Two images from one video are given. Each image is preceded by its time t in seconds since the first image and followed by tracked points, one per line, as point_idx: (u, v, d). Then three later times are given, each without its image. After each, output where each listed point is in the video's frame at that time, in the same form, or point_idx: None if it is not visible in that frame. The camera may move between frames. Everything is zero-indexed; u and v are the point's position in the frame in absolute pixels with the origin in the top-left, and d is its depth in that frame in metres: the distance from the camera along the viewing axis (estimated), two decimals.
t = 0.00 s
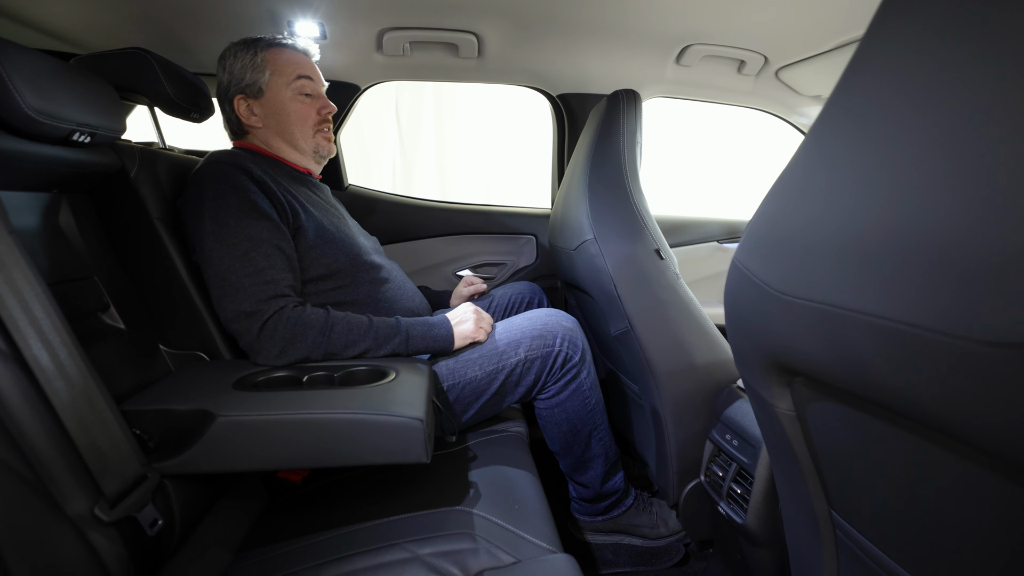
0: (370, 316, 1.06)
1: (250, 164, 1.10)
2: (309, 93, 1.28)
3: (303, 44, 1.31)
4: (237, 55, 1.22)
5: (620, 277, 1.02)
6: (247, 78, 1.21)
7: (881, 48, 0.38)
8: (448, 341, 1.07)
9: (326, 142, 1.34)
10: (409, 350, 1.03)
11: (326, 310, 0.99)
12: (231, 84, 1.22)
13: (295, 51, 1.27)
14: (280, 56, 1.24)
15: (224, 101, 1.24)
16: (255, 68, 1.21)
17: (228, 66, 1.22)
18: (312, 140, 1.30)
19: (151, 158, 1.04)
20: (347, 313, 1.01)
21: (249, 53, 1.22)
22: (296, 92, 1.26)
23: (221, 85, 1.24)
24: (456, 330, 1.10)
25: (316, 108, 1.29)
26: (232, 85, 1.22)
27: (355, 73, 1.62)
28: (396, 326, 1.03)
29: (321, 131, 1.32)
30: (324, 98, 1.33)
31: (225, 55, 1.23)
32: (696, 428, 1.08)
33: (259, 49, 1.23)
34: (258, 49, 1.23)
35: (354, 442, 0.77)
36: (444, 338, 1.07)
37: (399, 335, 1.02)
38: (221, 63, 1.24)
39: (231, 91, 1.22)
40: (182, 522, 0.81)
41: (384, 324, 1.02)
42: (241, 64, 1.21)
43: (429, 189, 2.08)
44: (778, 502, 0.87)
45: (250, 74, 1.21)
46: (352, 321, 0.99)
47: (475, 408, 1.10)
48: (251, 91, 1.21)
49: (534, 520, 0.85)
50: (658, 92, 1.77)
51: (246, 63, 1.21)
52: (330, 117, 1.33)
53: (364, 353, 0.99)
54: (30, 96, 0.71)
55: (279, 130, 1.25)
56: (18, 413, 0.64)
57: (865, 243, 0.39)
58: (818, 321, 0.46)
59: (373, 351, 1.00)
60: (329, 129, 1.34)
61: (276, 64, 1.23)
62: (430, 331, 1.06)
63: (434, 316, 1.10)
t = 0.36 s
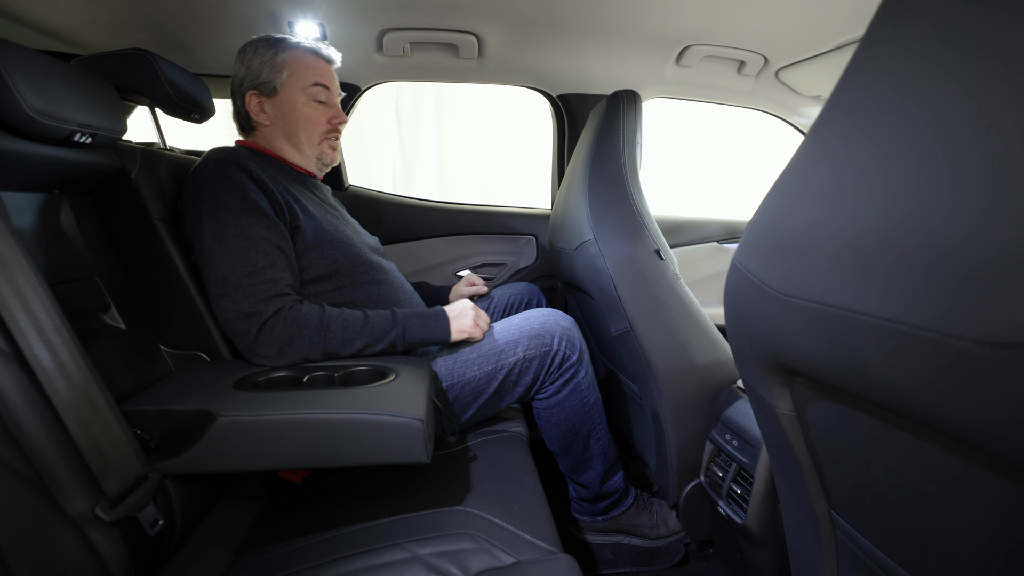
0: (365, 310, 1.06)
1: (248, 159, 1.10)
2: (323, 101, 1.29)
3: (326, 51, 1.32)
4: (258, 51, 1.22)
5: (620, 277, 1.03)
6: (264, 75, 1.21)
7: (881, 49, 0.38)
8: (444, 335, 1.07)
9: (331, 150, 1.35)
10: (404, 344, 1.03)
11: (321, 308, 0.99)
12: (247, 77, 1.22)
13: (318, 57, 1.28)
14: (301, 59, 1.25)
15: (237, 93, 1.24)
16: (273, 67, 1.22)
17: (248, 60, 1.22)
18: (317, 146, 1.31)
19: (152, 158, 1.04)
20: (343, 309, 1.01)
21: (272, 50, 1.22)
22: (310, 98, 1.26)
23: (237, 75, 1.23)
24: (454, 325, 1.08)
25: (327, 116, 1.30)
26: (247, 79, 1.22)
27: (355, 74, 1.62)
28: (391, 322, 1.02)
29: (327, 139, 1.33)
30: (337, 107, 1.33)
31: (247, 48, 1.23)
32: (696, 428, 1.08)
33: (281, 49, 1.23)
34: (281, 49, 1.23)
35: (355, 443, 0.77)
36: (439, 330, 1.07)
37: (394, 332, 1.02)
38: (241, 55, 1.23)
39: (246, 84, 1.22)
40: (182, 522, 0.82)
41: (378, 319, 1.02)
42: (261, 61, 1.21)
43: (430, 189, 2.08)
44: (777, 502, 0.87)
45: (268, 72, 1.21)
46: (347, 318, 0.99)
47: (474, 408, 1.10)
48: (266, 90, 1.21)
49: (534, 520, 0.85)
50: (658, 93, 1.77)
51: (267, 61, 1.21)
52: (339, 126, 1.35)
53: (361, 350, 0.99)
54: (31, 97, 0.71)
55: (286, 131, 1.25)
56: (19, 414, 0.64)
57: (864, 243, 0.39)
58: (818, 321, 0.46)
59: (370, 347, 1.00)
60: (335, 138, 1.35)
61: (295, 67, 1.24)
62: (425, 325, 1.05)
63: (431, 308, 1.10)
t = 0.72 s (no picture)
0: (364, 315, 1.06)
1: (276, 155, 1.11)
2: (362, 104, 1.29)
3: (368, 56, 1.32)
4: (307, 46, 1.22)
5: (620, 278, 1.03)
6: (311, 70, 1.20)
7: (881, 51, 0.38)
8: (443, 335, 1.08)
9: (362, 153, 1.34)
10: (403, 348, 1.04)
11: (320, 312, 0.99)
12: (290, 70, 1.21)
13: (363, 61, 1.29)
14: (348, 61, 1.25)
15: (275, 84, 1.23)
16: (322, 65, 1.22)
17: (294, 53, 1.21)
18: (351, 148, 1.30)
19: (153, 158, 1.04)
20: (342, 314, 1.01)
21: (319, 49, 1.23)
22: (351, 99, 1.27)
23: (280, 66, 1.22)
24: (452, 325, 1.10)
25: (364, 119, 1.30)
26: (290, 71, 1.21)
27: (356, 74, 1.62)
28: (390, 325, 1.03)
29: (361, 142, 1.32)
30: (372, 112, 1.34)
31: (293, 42, 1.23)
32: (695, 429, 1.08)
33: (331, 49, 1.24)
34: (331, 48, 1.23)
35: (354, 443, 0.77)
36: (439, 333, 1.08)
37: (392, 336, 1.02)
38: (286, 48, 1.23)
39: (288, 76, 1.21)
40: (182, 522, 0.82)
41: (375, 324, 1.02)
42: (308, 57, 1.21)
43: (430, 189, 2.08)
44: (778, 503, 0.88)
45: (315, 68, 1.21)
46: (345, 322, 0.99)
47: (473, 409, 1.10)
48: (310, 85, 1.21)
49: (534, 520, 0.85)
50: (658, 93, 1.77)
51: (316, 57, 1.21)
52: (372, 131, 1.35)
53: (361, 355, 0.99)
54: (31, 97, 0.71)
55: (324, 128, 1.25)
56: (19, 413, 0.64)
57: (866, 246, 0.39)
58: (819, 323, 0.46)
59: (369, 353, 1.00)
60: (367, 141, 1.35)
61: (343, 68, 1.24)
62: (424, 330, 1.06)
63: (430, 312, 1.10)
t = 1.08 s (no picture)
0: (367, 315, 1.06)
1: (250, 164, 1.11)
2: (327, 98, 1.29)
3: (324, 48, 1.31)
4: (261, 47, 1.21)
5: (620, 278, 1.03)
6: (269, 71, 1.20)
7: (881, 50, 0.38)
8: (446, 336, 1.07)
9: (333, 146, 1.36)
10: (405, 348, 1.04)
11: (321, 312, 0.99)
12: (248, 73, 1.20)
13: (321, 54, 1.27)
14: (303, 56, 1.24)
15: (235, 90, 1.22)
16: (278, 64, 1.20)
17: (249, 56, 1.20)
18: (322, 143, 1.31)
19: (153, 159, 1.04)
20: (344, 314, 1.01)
21: (274, 48, 1.21)
22: (316, 94, 1.26)
23: (236, 71, 1.21)
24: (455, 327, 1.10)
25: (331, 113, 1.30)
26: (249, 75, 1.20)
27: (356, 74, 1.62)
28: (394, 325, 1.03)
29: (330, 135, 1.33)
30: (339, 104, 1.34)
31: (246, 45, 1.21)
32: (696, 429, 1.08)
33: (282, 45, 1.22)
34: (283, 45, 1.22)
35: (354, 443, 0.77)
36: (442, 337, 1.07)
37: (394, 335, 1.02)
38: (239, 51, 1.21)
39: (247, 80, 1.20)
40: (182, 522, 0.82)
41: (379, 323, 1.02)
42: (263, 57, 1.20)
43: (430, 190, 2.08)
44: (777, 503, 0.87)
45: (273, 68, 1.20)
46: (347, 322, 0.99)
47: (474, 409, 1.10)
48: (270, 85, 1.20)
49: (534, 521, 0.85)
50: (658, 93, 1.77)
51: (270, 57, 1.20)
52: (341, 123, 1.35)
53: (362, 354, 0.99)
54: (32, 98, 0.71)
55: (291, 128, 1.25)
56: (19, 413, 0.64)
57: (864, 245, 0.39)
58: (818, 323, 0.46)
59: (371, 351, 1.00)
60: (337, 134, 1.35)
61: (301, 64, 1.23)
62: (427, 333, 1.06)
63: (432, 313, 1.10)
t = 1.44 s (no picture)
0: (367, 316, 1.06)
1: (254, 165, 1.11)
2: (340, 109, 1.30)
3: (341, 60, 1.33)
4: (280, 53, 1.21)
5: (620, 278, 1.03)
6: (288, 77, 1.20)
7: (881, 49, 0.38)
8: (446, 336, 1.08)
9: (341, 155, 1.36)
10: (404, 350, 1.03)
11: (321, 312, 0.99)
12: (265, 77, 1.19)
13: (337, 66, 1.29)
14: (322, 67, 1.25)
15: (248, 92, 1.20)
16: (297, 71, 1.21)
17: (268, 61, 1.20)
18: (331, 151, 1.31)
19: (152, 159, 1.04)
20: (346, 315, 1.01)
21: (294, 55, 1.22)
22: (329, 104, 1.27)
23: (253, 74, 1.20)
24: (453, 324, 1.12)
25: (343, 123, 1.31)
26: (266, 78, 1.19)
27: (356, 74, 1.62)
28: (394, 326, 1.03)
29: (339, 145, 1.33)
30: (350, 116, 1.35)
31: (265, 50, 1.21)
32: (696, 428, 1.08)
33: (302, 55, 1.23)
34: (303, 54, 1.23)
35: (353, 444, 0.77)
36: (441, 339, 1.08)
37: (394, 338, 1.02)
38: (258, 56, 1.21)
39: (264, 84, 1.19)
40: (182, 523, 0.82)
41: (380, 324, 1.02)
42: (282, 63, 1.20)
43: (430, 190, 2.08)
44: (778, 503, 0.87)
45: (292, 75, 1.20)
46: (348, 322, 0.99)
47: (475, 409, 1.10)
48: (288, 91, 1.20)
49: (534, 521, 0.85)
50: (658, 93, 1.77)
51: (290, 64, 1.20)
52: (350, 134, 1.36)
53: (362, 354, 0.99)
54: (31, 97, 0.71)
55: (304, 134, 1.25)
56: (18, 413, 0.64)
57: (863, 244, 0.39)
58: (818, 323, 0.46)
59: (371, 352, 1.00)
60: (345, 144, 1.36)
61: (319, 74, 1.24)
62: (427, 333, 1.06)
63: (432, 314, 1.10)
